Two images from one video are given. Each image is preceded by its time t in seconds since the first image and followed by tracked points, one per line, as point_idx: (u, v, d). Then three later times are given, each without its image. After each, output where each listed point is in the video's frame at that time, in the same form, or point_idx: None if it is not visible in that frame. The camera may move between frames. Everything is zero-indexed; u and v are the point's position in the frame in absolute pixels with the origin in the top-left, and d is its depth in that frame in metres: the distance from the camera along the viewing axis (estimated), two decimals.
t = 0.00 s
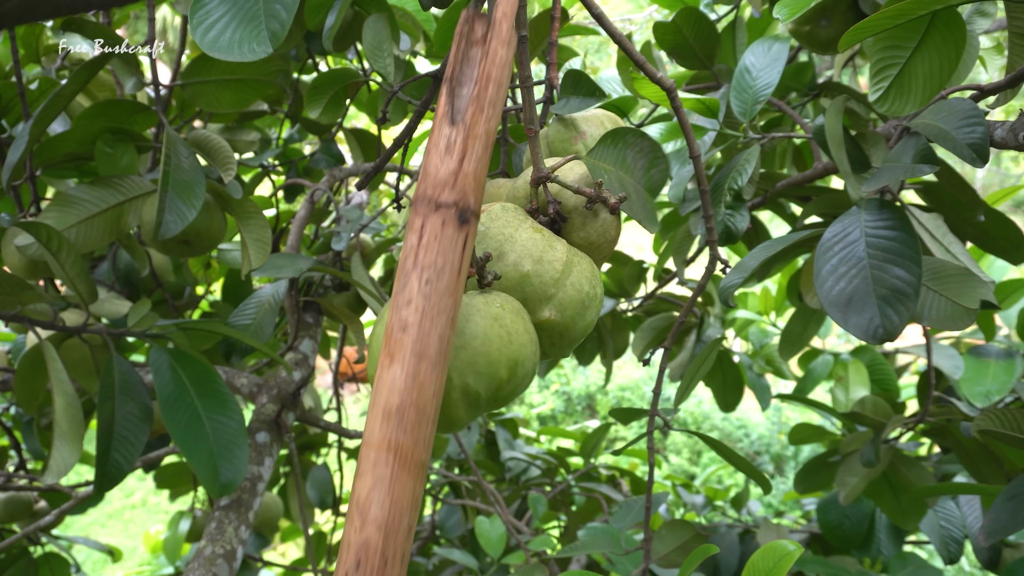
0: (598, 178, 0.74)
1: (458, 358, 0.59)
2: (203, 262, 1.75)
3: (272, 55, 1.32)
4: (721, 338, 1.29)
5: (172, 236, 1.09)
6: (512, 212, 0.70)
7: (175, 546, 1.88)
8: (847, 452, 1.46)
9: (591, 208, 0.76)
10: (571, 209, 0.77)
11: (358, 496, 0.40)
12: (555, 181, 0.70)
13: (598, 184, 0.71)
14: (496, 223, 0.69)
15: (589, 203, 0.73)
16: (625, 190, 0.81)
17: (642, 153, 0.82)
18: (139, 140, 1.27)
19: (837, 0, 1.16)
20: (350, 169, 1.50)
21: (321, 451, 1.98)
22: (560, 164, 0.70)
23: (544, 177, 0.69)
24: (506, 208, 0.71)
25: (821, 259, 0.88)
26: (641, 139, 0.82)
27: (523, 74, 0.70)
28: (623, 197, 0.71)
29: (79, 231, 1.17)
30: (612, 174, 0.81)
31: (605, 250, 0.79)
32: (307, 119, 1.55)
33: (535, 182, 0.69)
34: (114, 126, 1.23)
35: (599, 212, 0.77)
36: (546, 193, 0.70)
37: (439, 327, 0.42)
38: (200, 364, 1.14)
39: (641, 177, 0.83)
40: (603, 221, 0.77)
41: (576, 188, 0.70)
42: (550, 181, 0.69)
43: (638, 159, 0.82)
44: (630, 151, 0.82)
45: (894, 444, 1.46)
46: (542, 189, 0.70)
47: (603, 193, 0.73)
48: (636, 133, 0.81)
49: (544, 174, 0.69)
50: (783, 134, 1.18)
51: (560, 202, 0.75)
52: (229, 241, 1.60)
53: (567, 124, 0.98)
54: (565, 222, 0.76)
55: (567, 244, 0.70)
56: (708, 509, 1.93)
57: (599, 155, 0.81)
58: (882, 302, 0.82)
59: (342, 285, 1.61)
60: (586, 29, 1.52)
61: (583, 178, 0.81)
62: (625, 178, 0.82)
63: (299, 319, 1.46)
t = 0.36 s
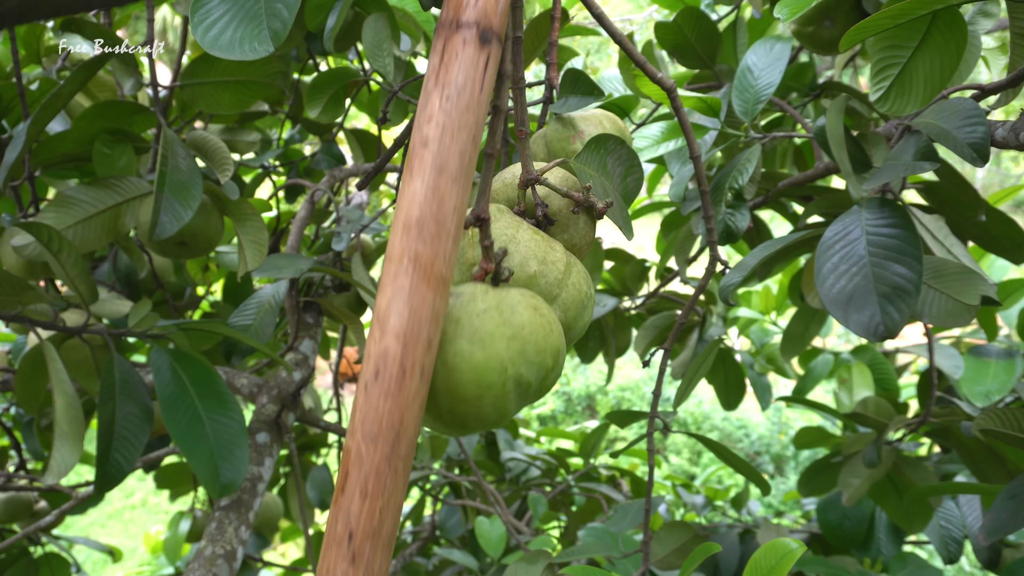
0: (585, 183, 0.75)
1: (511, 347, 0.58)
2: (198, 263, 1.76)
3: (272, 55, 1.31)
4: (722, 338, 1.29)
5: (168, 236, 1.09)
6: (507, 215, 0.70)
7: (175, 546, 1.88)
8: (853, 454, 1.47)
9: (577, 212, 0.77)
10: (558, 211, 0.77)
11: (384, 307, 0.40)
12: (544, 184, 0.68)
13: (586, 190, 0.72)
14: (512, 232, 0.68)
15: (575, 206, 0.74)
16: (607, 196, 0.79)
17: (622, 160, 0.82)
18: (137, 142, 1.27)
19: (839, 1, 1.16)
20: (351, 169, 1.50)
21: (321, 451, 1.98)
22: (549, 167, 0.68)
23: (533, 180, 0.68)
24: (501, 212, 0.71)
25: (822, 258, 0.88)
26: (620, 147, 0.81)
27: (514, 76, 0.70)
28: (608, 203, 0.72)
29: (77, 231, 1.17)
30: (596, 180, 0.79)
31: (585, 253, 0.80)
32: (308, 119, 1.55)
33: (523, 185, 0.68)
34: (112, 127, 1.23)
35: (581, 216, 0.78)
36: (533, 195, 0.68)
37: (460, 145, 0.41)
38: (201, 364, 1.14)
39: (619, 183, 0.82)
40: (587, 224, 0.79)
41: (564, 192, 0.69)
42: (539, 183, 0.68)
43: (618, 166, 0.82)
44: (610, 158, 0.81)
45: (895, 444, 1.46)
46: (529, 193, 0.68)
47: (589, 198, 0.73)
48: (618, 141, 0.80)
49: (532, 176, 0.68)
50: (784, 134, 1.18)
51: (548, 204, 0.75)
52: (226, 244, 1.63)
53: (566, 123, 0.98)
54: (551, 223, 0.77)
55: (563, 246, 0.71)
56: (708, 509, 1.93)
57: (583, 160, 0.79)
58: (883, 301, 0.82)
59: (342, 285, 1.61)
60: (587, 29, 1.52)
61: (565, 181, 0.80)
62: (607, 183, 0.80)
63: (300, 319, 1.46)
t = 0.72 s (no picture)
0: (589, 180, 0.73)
1: (571, 336, 0.60)
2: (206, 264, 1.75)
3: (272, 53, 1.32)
4: (722, 337, 1.29)
5: (164, 234, 1.09)
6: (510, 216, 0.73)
7: (175, 546, 1.88)
8: (853, 452, 1.47)
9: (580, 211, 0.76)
10: (562, 210, 0.77)
11: (372, 253, 0.44)
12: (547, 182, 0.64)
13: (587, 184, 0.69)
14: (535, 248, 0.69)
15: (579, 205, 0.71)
16: (612, 195, 0.78)
17: (623, 157, 0.82)
18: (139, 142, 1.27)
19: None
20: (351, 169, 1.50)
21: (320, 451, 1.98)
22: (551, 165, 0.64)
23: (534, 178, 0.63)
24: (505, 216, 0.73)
25: (823, 259, 0.87)
26: (622, 145, 0.81)
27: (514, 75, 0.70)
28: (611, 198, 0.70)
29: (79, 232, 1.17)
30: (600, 179, 0.78)
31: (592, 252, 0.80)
32: (307, 119, 1.55)
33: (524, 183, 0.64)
34: (114, 127, 1.23)
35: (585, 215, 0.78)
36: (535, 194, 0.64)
37: (429, 84, 0.44)
38: (200, 365, 1.14)
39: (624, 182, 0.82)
40: (593, 223, 0.78)
41: (568, 190, 0.65)
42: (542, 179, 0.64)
43: (621, 165, 0.82)
44: (613, 156, 0.81)
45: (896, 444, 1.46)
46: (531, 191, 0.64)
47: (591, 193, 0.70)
48: (621, 138, 0.80)
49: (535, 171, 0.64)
50: (784, 134, 1.18)
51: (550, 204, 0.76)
52: (230, 244, 1.64)
53: (561, 121, 0.98)
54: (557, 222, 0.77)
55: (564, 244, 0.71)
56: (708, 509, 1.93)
57: (587, 159, 0.79)
58: (884, 302, 0.82)
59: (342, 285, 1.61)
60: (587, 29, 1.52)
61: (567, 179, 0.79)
62: (611, 182, 0.80)
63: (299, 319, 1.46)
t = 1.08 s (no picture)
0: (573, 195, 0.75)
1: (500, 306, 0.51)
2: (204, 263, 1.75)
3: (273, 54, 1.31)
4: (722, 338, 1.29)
5: (169, 235, 1.09)
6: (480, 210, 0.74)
7: (175, 546, 1.88)
8: (852, 453, 1.47)
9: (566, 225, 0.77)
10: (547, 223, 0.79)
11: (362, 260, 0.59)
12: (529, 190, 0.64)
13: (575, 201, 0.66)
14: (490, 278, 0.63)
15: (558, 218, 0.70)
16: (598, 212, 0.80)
17: (624, 190, 0.82)
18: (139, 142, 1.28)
19: (837, 2, 1.16)
20: (350, 169, 1.50)
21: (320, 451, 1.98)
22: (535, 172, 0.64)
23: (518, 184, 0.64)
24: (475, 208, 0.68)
25: (821, 259, 0.88)
26: (623, 176, 0.81)
27: (506, 75, 0.72)
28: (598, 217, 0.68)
29: (79, 232, 1.17)
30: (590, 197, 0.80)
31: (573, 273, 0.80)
32: (307, 120, 1.55)
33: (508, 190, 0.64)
34: (114, 127, 1.23)
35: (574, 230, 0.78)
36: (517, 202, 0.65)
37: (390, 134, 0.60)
38: (201, 364, 1.14)
39: (620, 216, 0.82)
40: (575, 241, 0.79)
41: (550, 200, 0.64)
42: (523, 189, 0.63)
43: (618, 197, 0.82)
44: (610, 184, 0.81)
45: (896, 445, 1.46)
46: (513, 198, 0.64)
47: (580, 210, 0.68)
48: (618, 167, 0.80)
49: (517, 180, 0.63)
50: (783, 135, 1.18)
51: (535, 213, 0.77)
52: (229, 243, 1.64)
53: (565, 123, 0.97)
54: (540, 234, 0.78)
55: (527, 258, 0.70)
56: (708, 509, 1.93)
57: (578, 176, 0.79)
58: (883, 301, 0.82)
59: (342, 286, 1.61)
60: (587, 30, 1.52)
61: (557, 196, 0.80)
62: (603, 206, 0.80)
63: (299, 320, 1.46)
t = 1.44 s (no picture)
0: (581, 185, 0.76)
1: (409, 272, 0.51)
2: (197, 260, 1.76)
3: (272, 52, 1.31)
4: (722, 338, 1.29)
5: (169, 235, 1.09)
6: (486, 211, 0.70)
7: (175, 546, 1.88)
8: (852, 453, 1.46)
9: (573, 213, 0.76)
10: (552, 214, 0.77)
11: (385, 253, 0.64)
12: (535, 181, 0.69)
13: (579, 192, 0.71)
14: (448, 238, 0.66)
15: (568, 209, 0.74)
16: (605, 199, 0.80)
17: (648, 167, 0.83)
18: (135, 140, 1.28)
19: None
20: (350, 168, 1.50)
21: (320, 450, 1.98)
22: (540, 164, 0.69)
23: (524, 177, 0.68)
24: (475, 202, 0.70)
25: (821, 259, 0.87)
26: (644, 152, 0.83)
27: (512, 70, 0.74)
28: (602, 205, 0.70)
29: (76, 230, 1.16)
30: (603, 183, 0.81)
31: (585, 264, 0.78)
32: (308, 118, 1.54)
33: (515, 183, 0.69)
34: (111, 126, 1.23)
35: (583, 219, 0.77)
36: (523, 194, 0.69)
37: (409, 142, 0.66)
38: (201, 364, 1.15)
39: (647, 192, 0.84)
40: (583, 231, 0.77)
41: (555, 192, 0.69)
42: (528, 182, 0.68)
43: (642, 172, 0.84)
44: (630, 162, 0.83)
45: (895, 444, 1.46)
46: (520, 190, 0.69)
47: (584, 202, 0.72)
48: (637, 145, 0.82)
49: (521, 173, 0.68)
50: (782, 134, 1.18)
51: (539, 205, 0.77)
52: (225, 240, 1.62)
53: (566, 119, 0.96)
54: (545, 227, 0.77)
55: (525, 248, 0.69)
56: (708, 509, 1.93)
57: (590, 161, 0.81)
58: (883, 302, 0.82)
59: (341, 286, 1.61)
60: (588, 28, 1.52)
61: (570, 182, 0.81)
62: (620, 189, 0.82)
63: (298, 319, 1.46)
